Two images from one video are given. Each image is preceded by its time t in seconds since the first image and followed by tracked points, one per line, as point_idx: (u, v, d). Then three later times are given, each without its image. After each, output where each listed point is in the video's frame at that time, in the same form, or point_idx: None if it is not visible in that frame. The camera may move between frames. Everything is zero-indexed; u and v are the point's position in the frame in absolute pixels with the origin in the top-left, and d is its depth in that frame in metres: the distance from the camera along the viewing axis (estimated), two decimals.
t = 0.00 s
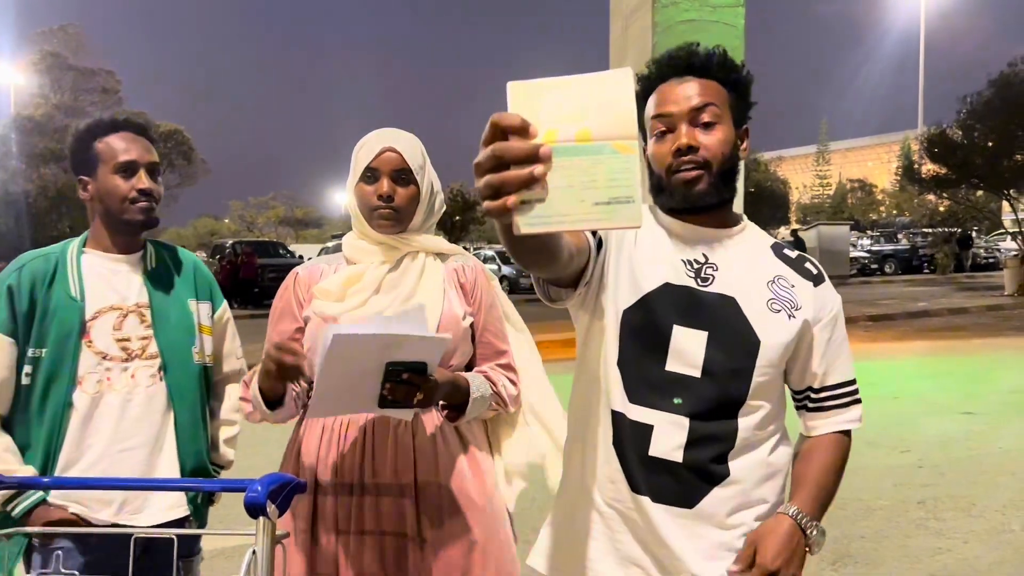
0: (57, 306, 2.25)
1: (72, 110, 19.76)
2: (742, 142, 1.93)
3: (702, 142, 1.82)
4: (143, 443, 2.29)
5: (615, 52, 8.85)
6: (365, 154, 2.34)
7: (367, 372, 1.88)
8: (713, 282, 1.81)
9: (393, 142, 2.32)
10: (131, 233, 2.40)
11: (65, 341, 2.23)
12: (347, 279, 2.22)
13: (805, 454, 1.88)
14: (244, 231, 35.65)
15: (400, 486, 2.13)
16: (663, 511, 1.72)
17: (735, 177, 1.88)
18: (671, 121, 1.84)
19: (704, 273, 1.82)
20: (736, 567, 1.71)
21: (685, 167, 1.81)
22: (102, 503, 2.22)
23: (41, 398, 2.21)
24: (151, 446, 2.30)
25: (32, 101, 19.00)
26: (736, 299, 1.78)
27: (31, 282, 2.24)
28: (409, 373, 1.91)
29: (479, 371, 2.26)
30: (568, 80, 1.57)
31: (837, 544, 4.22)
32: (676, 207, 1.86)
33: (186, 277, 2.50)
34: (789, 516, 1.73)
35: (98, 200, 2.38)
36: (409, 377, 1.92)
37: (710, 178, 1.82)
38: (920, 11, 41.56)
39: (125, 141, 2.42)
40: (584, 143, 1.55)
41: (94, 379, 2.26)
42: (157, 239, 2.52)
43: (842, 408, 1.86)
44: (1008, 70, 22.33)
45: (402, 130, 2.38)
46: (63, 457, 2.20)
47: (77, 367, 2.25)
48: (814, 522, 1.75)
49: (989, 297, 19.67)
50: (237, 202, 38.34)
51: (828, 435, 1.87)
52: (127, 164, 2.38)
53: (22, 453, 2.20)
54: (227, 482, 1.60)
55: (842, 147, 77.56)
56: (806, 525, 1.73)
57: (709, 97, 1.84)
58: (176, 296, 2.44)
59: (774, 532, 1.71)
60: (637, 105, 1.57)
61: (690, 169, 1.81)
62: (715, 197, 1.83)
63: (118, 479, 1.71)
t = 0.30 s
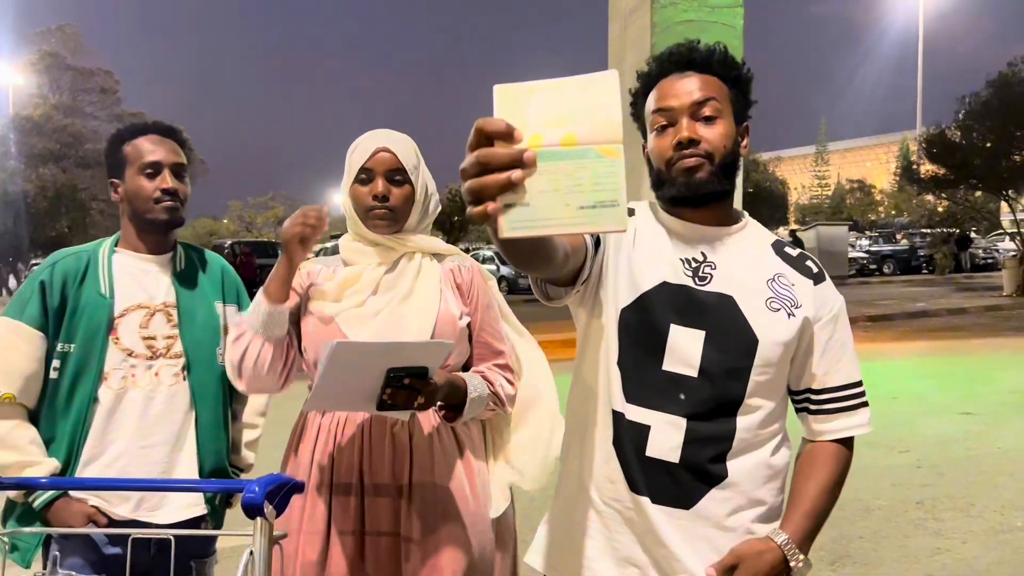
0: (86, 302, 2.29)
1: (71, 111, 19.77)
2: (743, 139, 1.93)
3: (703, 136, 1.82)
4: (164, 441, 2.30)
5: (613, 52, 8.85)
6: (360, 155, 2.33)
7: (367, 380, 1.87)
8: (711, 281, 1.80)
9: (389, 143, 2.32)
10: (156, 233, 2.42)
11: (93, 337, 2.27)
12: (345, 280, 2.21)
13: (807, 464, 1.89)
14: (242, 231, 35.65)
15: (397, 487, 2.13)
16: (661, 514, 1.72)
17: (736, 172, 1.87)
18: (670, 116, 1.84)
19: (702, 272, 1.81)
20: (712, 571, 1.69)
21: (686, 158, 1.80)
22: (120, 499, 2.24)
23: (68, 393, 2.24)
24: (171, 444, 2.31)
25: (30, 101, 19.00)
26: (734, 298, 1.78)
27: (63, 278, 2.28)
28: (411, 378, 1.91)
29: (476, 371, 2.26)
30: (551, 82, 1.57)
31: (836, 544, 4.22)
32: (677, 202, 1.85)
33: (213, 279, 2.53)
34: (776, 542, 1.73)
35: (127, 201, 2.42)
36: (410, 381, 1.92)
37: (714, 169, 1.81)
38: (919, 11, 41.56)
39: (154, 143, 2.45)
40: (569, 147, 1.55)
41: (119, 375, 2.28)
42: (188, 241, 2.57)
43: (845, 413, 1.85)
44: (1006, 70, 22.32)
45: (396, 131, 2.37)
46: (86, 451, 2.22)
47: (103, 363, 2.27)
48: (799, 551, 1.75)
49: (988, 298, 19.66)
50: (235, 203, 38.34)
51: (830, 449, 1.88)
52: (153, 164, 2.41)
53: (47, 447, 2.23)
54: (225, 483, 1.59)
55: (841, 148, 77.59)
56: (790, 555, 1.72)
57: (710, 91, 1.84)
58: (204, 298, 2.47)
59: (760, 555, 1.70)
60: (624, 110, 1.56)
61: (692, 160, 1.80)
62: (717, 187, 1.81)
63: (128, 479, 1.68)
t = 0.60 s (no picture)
0: (93, 302, 2.30)
1: (71, 111, 19.78)
2: (739, 141, 1.93)
3: (701, 140, 1.82)
4: (163, 442, 2.29)
5: (613, 52, 8.85)
6: (357, 159, 2.32)
7: (368, 378, 1.87)
8: (710, 284, 1.81)
9: (387, 147, 2.32)
10: (165, 235, 2.44)
11: (98, 336, 2.28)
12: (348, 279, 2.22)
13: (802, 461, 1.89)
14: (242, 232, 35.65)
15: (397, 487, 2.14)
16: (662, 514, 1.72)
17: (734, 175, 1.87)
18: (667, 119, 1.84)
19: (702, 275, 1.82)
20: (717, 570, 1.71)
21: (683, 162, 1.80)
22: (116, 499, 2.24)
23: (73, 392, 2.25)
24: (170, 445, 2.30)
25: (29, 102, 19.01)
26: (734, 301, 1.78)
27: (72, 278, 2.30)
28: (411, 375, 1.93)
29: (477, 371, 2.27)
30: (559, 88, 1.57)
31: (835, 545, 4.23)
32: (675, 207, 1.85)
33: (222, 282, 2.51)
34: (778, 538, 1.74)
35: (139, 203, 2.44)
36: (410, 379, 1.94)
37: (711, 174, 1.81)
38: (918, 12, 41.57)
39: (167, 146, 2.47)
40: (576, 152, 1.55)
41: (120, 375, 2.29)
42: (200, 245, 2.57)
43: (838, 412, 1.87)
44: (1005, 70, 22.31)
45: (392, 134, 2.37)
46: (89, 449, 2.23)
47: (106, 362, 2.28)
48: (800, 547, 1.76)
49: (987, 298, 19.68)
50: (235, 203, 38.35)
51: (826, 444, 1.89)
52: (163, 166, 2.43)
53: (51, 444, 2.24)
54: (226, 484, 1.60)
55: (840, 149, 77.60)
56: (792, 551, 1.74)
57: (706, 95, 1.84)
58: (211, 300, 2.45)
59: (761, 552, 1.72)
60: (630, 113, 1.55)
61: (690, 165, 1.80)
62: (716, 191, 1.82)
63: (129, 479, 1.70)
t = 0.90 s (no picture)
0: (73, 306, 2.24)
1: (70, 112, 19.77)
2: (734, 144, 1.94)
3: (695, 142, 1.82)
4: (151, 446, 2.23)
5: (611, 53, 8.85)
6: (358, 161, 2.32)
7: (370, 376, 1.87)
8: (710, 283, 1.81)
9: (388, 149, 2.32)
10: (140, 237, 2.35)
11: (78, 342, 2.22)
12: (351, 280, 2.23)
13: (801, 461, 1.90)
14: (241, 233, 35.62)
15: (400, 487, 2.14)
16: (664, 513, 1.73)
17: (730, 178, 1.87)
18: (662, 123, 1.85)
19: (701, 275, 1.83)
20: (718, 568, 1.71)
21: (678, 166, 1.81)
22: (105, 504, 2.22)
23: (57, 400, 2.19)
24: (157, 448, 2.23)
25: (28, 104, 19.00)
26: (733, 301, 1.79)
27: (50, 285, 2.24)
28: (412, 374, 1.93)
29: (478, 371, 2.27)
30: (558, 85, 1.58)
31: (834, 545, 4.23)
32: (672, 209, 1.86)
33: (205, 279, 2.43)
34: (778, 537, 1.75)
35: (113, 206, 2.35)
36: (412, 378, 1.94)
37: (705, 176, 1.82)
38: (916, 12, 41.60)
39: (140, 146, 2.37)
40: (576, 147, 1.56)
41: (103, 380, 2.23)
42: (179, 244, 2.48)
43: (836, 411, 1.87)
44: (1004, 71, 22.33)
45: (390, 135, 2.37)
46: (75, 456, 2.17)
47: (88, 368, 2.22)
48: (800, 546, 1.76)
49: (987, 299, 19.69)
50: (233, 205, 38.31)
51: (825, 443, 1.90)
52: (135, 167, 2.33)
53: (40, 453, 2.18)
54: (225, 485, 1.60)
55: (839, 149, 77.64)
56: (793, 550, 1.74)
57: (700, 98, 1.84)
58: (193, 301, 2.38)
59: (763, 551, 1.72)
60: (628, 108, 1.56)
61: (684, 168, 1.81)
62: (711, 196, 1.84)
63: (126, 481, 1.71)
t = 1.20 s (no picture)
0: (54, 313, 2.19)
1: (71, 114, 19.78)
2: (743, 149, 1.94)
3: (705, 148, 1.83)
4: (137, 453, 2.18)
5: (611, 54, 8.86)
6: (360, 164, 2.32)
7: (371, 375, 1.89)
8: (713, 284, 1.83)
9: (388, 150, 2.32)
10: (116, 241, 2.29)
11: (60, 349, 2.16)
12: (355, 282, 2.24)
13: (800, 462, 1.91)
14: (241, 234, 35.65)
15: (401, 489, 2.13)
16: (658, 509, 1.74)
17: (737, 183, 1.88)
18: (671, 127, 1.86)
19: (704, 276, 1.84)
20: (708, 565, 1.71)
21: (686, 170, 1.82)
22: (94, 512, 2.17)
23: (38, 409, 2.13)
24: (144, 455, 2.19)
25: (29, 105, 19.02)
26: (734, 302, 1.80)
27: (29, 292, 2.18)
28: (412, 373, 1.94)
29: (479, 372, 2.28)
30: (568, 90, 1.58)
31: (834, 546, 4.24)
32: (677, 213, 1.87)
33: (187, 282, 2.39)
34: (771, 537, 1.74)
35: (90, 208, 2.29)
36: (414, 377, 1.95)
37: (712, 181, 1.83)
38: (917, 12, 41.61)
39: (117, 148, 2.29)
40: (582, 154, 1.57)
41: (86, 388, 2.17)
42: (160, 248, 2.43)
43: (837, 416, 1.88)
44: (1005, 71, 22.35)
45: (390, 137, 2.38)
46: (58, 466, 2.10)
47: (70, 377, 2.16)
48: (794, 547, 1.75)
49: (987, 300, 19.71)
50: (234, 206, 38.34)
51: (825, 448, 1.90)
52: (110, 170, 2.26)
53: (21, 464, 2.12)
54: (228, 486, 1.61)
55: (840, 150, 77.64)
56: (786, 550, 1.73)
57: (710, 103, 1.85)
58: (175, 305, 2.33)
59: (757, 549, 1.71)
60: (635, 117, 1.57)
61: (692, 173, 1.82)
62: (717, 201, 1.84)
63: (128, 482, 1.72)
